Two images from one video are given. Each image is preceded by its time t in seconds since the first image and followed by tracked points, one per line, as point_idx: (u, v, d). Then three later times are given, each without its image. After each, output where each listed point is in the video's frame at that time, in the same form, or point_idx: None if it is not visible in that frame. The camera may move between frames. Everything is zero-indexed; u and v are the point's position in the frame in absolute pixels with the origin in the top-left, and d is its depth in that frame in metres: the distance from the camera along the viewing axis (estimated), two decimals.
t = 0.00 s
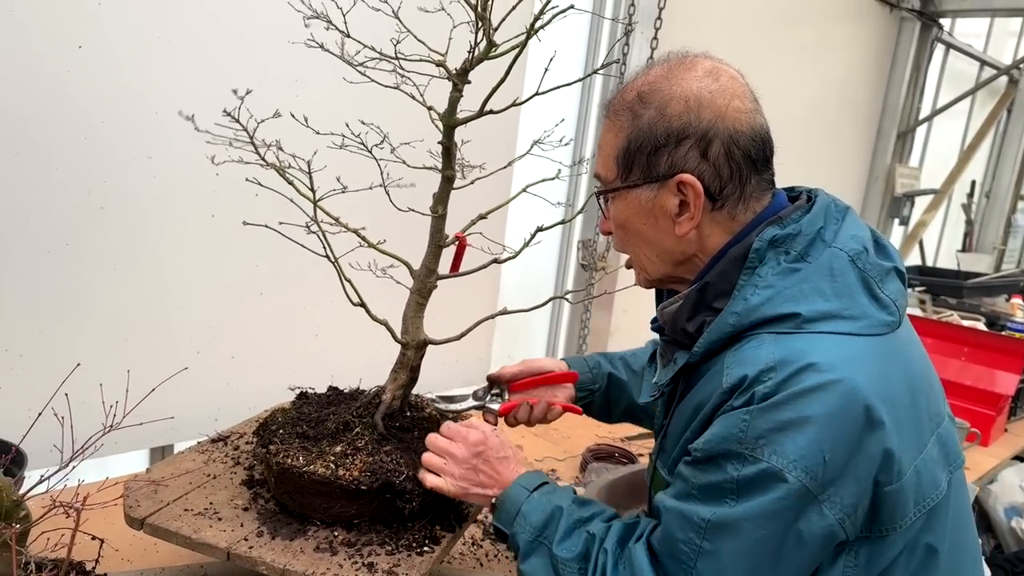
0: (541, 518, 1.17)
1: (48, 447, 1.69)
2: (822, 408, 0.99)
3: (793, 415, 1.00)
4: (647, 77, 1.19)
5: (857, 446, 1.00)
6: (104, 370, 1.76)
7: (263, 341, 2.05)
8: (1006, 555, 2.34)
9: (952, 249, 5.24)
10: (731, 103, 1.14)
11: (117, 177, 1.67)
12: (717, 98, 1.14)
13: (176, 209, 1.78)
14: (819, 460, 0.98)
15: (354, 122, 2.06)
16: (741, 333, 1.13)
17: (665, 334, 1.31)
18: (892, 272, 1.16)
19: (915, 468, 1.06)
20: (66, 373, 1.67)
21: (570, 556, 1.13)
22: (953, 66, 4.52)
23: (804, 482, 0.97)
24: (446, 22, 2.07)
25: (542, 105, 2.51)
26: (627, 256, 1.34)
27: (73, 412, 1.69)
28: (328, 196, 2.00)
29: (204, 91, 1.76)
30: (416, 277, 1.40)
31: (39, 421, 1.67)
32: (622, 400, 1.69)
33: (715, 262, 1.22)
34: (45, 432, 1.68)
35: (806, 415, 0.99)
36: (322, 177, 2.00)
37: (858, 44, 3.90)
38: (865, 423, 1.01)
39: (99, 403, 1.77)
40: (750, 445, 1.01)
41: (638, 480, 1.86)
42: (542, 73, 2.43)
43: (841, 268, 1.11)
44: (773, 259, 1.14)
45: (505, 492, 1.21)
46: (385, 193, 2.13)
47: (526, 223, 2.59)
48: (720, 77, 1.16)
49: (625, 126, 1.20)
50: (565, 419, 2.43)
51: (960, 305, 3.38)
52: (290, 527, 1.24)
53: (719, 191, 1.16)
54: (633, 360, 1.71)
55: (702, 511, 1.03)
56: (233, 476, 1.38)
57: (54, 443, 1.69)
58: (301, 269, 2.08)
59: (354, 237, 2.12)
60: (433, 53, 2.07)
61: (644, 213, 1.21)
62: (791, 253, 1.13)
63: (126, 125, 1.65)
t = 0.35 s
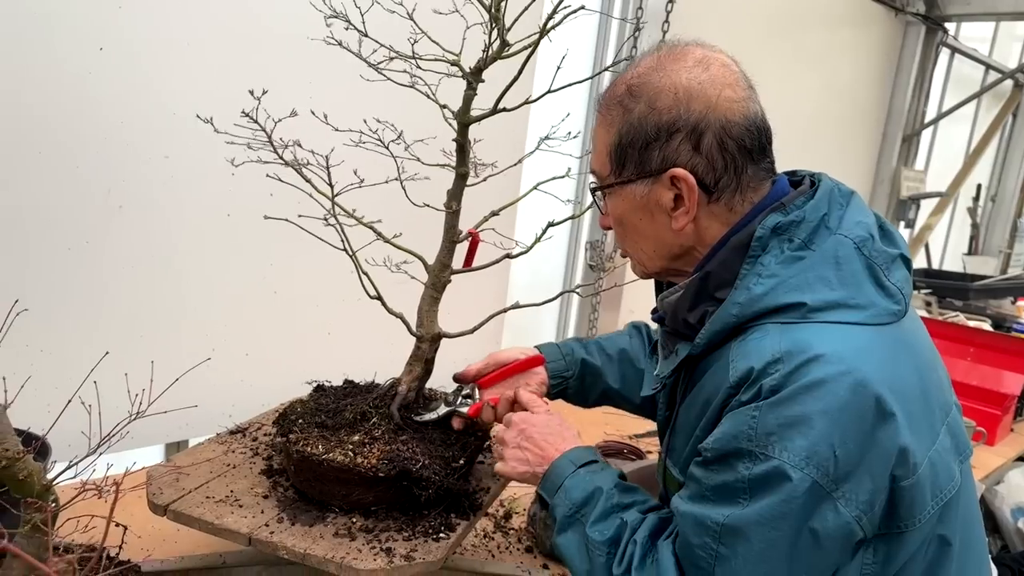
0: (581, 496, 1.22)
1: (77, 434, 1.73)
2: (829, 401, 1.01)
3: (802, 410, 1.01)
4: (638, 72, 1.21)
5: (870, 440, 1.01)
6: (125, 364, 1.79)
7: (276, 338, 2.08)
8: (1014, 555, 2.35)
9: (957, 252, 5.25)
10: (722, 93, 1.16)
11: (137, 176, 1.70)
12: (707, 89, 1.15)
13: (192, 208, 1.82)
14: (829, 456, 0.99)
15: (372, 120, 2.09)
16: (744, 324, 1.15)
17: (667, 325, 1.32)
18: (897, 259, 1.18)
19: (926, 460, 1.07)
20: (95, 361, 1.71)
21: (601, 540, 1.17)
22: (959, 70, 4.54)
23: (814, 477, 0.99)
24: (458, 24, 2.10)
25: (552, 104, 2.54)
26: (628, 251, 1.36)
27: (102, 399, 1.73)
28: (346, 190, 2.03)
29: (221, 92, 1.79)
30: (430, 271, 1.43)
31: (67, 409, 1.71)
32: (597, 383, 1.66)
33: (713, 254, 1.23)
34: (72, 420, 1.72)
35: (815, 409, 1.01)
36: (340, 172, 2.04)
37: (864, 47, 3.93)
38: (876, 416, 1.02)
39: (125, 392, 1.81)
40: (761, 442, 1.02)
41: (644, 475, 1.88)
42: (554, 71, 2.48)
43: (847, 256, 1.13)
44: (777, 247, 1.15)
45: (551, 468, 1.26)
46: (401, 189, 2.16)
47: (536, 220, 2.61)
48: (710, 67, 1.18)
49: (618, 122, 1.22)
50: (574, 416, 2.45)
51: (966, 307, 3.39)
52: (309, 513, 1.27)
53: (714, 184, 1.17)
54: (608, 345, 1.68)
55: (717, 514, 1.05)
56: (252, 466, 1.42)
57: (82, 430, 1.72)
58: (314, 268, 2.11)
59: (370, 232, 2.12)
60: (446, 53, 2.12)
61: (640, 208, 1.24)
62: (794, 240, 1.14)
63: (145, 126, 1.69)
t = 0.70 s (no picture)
0: (582, 456, 1.22)
1: (105, 427, 1.75)
2: (808, 407, 0.97)
3: (778, 416, 0.98)
4: (600, 76, 1.16)
5: (849, 444, 0.98)
6: (147, 361, 1.82)
7: (289, 339, 2.08)
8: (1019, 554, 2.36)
9: (960, 255, 5.27)
10: (687, 94, 1.10)
11: (154, 177, 1.72)
12: (670, 91, 1.10)
13: (208, 208, 1.82)
14: (808, 462, 0.96)
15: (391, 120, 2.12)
16: (722, 327, 1.09)
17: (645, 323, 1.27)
18: (876, 253, 1.13)
19: (914, 459, 1.02)
20: (126, 352, 1.76)
21: (592, 498, 1.18)
22: (962, 73, 4.56)
23: (792, 485, 0.96)
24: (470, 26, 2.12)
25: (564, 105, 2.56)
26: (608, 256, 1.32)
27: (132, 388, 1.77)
28: (367, 188, 2.07)
29: (237, 93, 1.81)
30: (446, 269, 1.46)
31: (97, 402, 1.75)
32: (595, 344, 1.69)
33: (689, 255, 1.17)
34: (101, 414, 1.74)
35: (794, 415, 0.97)
36: (361, 170, 2.07)
37: (868, 51, 3.95)
38: (856, 421, 0.98)
39: (151, 386, 1.85)
40: (740, 447, 1.00)
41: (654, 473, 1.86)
42: (570, 71, 2.50)
43: (823, 255, 1.07)
44: (752, 244, 1.09)
45: (561, 427, 1.28)
46: (420, 187, 2.19)
47: (549, 219, 2.63)
48: (673, 67, 1.12)
49: (585, 131, 1.17)
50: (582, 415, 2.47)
51: (970, 309, 3.41)
52: (330, 505, 1.30)
53: (686, 186, 1.12)
54: (601, 305, 1.69)
55: (693, 496, 1.04)
56: (272, 460, 1.45)
57: (110, 423, 1.75)
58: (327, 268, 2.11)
59: (386, 228, 2.15)
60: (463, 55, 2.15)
61: (614, 216, 1.19)
62: (770, 237, 1.08)
63: (161, 126, 1.70)
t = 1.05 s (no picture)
0: (602, 482, 1.24)
1: (126, 427, 1.77)
2: (800, 395, 0.97)
3: (771, 404, 0.98)
4: (610, 74, 1.18)
5: (844, 430, 0.98)
6: (166, 363, 1.83)
7: (300, 343, 2.08)
8: None
9: (965, 260, 5.26)
10: (691, 88, 1.11)
11: (168, 180, 1.73)
12: (675, 87, 1.11)
13: (221, 212, 1.83)
14: (802, 449, 0.96)
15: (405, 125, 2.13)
16: (721, 318, 1.11)
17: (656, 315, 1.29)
18: (873, 244, 1.12)
19: (912, 447, 1.01)
20: (148, 355, 1.77)
21: (612, 523, 1.19)
22: (965, 79, 4.57)
23: (787, 473, 0.96)
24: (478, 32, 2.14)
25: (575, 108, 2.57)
26: (622, 249, 1.33)
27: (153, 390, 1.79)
28: (383, 193, 2.09)
29: (251, 98, 1.82)
30: (461, 272, 1.47)
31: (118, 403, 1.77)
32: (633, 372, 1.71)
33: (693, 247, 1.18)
34: (123, 414, 1.77)
35: (786, 403, 0.98)
36: (376, 174, 2.09)
37: (873, 56, 3.97)
38: (850, 407, 0.98)
39: (170, 388, 1.85)
40: (736, 437, 1.01)
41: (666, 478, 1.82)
42: (582, 75, 2.54)
43: (817, 246, 1.06)
44: (750, 238, 1.10)
45: (586, 458, 1.29)
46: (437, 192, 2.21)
47: (563, 223, 2.65)
48: (679, 63, 1.13)
49: (595, 126, 1.19)
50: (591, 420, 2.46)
51: (976, 314, 3.41)
52: (343, 506, 1.31)
53: (692, 179, 1.13)
54: (637, 332, 1.70)
55: (699, 503, 1.05)
56: (288, 461, 1.46)
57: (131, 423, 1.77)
58: (339, 273, 2.11)
59: (401, 231, 2.17)
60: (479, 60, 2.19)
61: (624, 208, 1.20)
62: (768, 231, 1.09)
63: (175, 130, 1.71)
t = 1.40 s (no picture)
0: (569, 490, 1.21)
1: (144, 429, 1.77)
2: (846, 399, 0.97)
3: (817, 407, 0.98)
4: (661, 84, 1.18)
5: (885, 435, 0.98)
6: (184, 365, 1.83)
7: (310, 346, 2.07)
8: None
9: (971, 264, 5.24)
10: (745, 100, 1.12)
11: (180, 182, 1.72)
12: (729, 97, 1.12)
13: (232, 215, 1.83)
14: (845, 452, 0.96)
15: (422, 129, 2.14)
16: (766, 325, 1.11)
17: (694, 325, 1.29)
18: (921, 256, 1.13)
19: (950, 456, 1.02)
20: (164, 358, 1.77)
21: (596, 527, 1.17)
22: (973, 83, 4.55)
23: (832, 476, 0.95)
24: (486, 36, 2.15)
25: (594, 112, 2.59)
26: (661, 258, 1.33)
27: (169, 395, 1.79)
28: (400, 195, 2.10)
29: (264, 101, 1.82)
30: (476, 275, 1.47)
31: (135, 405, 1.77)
32: (653, 369, 1.72)
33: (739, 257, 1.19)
34: (140, 417, 1.76)
35: (832, 406, 0.97)
36: (397, 177, 2.11)
37: (880, 59, 3.96)
38: (893, 413, 0.98)
39: (186, 391, 1.85)
40: (776, 438, 1.00)
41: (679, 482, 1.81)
42: (602, 78, 2.57)
43: (865, 256, 1.07)
44: (797, 248, 1.09)
45: (538, 468, 1.24)
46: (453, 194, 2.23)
47: (575, 228, 2.65)
48: (732, 75, 1.14)
49: (643, 135, 1.19)
50: (601, 423, 2.45)
51: (984, 318, 3.39)
52: (359, 509, 1.31)
53: (742, 189, 1.13)
54: (668, 330, 1.71)
55: (727, 497, 1.03)
56: (302, 463, 1.46)
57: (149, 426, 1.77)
58: (350, 276, 2.10)
59: (421, 236, 2.18)
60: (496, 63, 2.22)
61: (670, 217, 1.20)
62: (815, 240, 1.09)
63: (187, 133, 1.71)
